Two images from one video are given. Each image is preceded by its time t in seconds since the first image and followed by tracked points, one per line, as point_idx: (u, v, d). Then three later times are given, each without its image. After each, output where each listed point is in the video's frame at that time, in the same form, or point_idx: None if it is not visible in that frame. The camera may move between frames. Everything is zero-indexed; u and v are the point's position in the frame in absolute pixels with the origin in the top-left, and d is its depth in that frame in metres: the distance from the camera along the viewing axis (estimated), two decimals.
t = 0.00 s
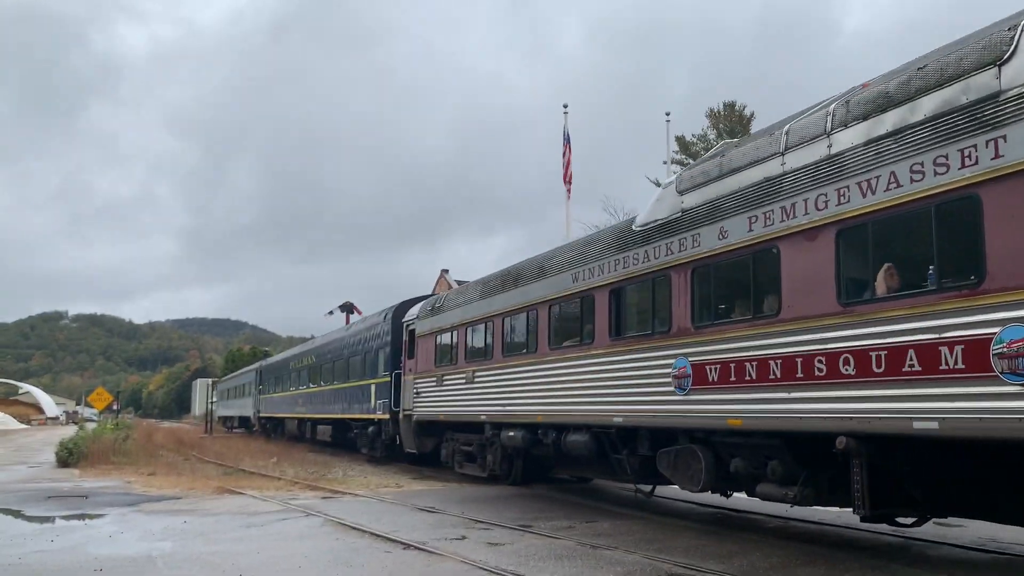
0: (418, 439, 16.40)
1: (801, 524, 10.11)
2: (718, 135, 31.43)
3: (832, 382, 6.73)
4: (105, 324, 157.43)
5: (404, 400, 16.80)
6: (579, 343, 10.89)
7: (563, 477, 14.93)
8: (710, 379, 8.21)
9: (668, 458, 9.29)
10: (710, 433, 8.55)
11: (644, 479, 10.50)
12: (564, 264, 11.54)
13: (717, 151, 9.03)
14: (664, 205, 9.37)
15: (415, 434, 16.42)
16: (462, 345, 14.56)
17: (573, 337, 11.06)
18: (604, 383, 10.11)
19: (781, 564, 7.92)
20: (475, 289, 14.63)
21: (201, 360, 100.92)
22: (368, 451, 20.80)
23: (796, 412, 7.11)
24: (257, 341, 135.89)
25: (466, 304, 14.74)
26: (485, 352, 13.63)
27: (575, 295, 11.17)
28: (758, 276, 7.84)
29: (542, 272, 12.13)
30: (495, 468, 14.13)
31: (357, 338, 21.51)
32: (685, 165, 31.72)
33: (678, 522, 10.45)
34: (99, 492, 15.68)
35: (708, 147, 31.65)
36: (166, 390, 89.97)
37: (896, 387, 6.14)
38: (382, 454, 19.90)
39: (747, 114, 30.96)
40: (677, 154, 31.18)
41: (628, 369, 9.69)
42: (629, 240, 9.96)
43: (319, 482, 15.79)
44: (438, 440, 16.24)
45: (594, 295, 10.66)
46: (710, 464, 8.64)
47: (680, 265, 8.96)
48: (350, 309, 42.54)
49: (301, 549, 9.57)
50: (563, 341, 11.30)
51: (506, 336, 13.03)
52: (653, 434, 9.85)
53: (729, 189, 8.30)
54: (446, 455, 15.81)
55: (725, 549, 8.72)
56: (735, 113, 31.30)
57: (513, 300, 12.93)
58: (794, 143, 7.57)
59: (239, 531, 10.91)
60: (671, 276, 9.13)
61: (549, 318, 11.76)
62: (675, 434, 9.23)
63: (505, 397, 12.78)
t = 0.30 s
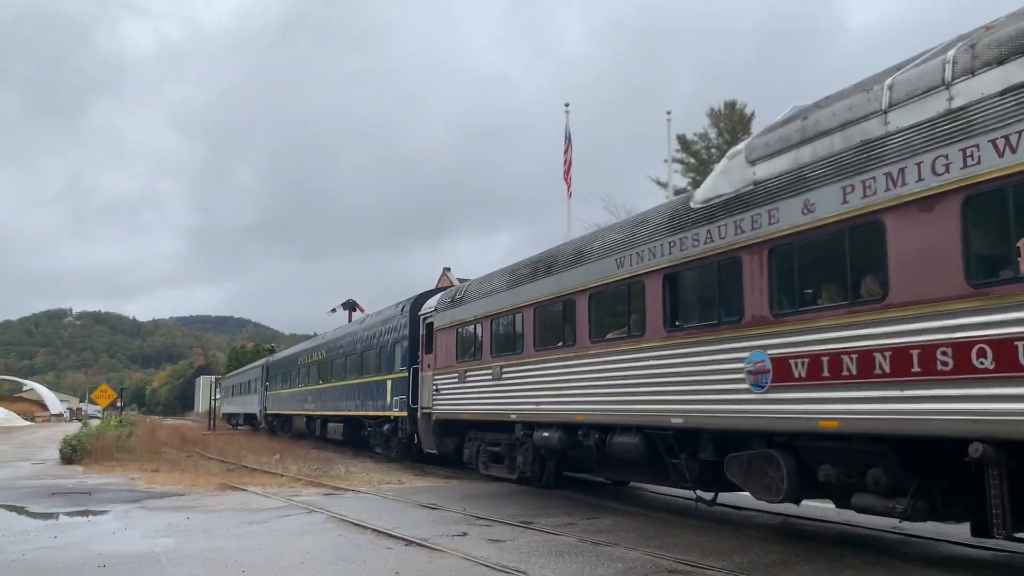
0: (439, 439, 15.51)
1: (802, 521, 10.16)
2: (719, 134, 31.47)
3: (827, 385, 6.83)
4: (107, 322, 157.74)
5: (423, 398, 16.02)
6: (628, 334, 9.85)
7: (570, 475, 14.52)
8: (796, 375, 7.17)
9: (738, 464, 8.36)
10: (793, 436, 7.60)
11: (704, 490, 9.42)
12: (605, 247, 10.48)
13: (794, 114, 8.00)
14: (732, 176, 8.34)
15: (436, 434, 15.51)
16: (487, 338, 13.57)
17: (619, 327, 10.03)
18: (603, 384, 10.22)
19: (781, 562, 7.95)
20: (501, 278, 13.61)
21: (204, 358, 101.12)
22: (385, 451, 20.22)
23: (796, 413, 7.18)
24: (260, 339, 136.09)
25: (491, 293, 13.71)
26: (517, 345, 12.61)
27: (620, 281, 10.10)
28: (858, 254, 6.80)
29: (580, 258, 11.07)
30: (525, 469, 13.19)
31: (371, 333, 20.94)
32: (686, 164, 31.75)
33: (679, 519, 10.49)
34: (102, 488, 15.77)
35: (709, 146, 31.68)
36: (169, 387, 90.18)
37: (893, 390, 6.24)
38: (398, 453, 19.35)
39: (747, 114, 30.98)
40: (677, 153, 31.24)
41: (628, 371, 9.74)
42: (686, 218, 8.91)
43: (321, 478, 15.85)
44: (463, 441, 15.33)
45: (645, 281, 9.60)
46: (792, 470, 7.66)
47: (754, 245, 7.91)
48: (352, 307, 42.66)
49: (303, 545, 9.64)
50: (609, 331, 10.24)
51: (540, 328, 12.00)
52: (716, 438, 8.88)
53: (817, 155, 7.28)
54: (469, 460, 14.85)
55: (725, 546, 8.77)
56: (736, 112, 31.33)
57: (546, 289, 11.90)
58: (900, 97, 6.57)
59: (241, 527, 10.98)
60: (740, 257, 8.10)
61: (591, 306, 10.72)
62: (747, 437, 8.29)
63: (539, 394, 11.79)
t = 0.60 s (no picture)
0: (460, 444, 14.67)
1: (805, 523, 10.10)
2: (720, 133, 31.41)
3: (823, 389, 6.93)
4: (106, 322, 157.64)
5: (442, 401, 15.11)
6: (687, 330, 8.88)
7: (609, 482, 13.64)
8: (910, 375, 6.14)
9: (831, 476, 7.42)
10: (904, 446, 6.62)
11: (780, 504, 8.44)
12: (654, 233, 9.52)
13: (888, 74, 7.15)
14: (819, 145, 7.42)
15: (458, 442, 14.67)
16: (512, 334, 12.74)
17: (674, 322, 9.05)
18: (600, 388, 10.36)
19: (783, 564, 7.92)
20: (523, 271, 12.79)
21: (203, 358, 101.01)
22: (395, 454, 18.98)
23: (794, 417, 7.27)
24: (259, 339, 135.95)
25: (517, 286, 12.76)
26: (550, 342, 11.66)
27: (674, 269, 9.14)
28: (897, 246, 6.54)
29: (622, 246, 10.13)
30: (559, 477, 12.30)
31: (380, 329, 19.72)
32: (686, 163, 31.68)
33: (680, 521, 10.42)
34: (101, 490, 15.69)
35: (710, 145, 31.61)
36: (168, 387, 90.08)
37: (888, 394, 6.35)
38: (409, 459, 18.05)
39: (748, 113, 30.91)
40: (678, 152, 31.17)
41: (634, 375, 9.70)
42: (756, 196, 8.00)
43: (320, 480, 15.76)
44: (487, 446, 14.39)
45: (706, 267, 8.65)
46: (901, 484, 6.74)
47: (852, 222, 6.92)
48: (350, 308, 42.59)
49: (303, 547, 9.56)
50: (664, 325, 9.26)
51: (574, 324, 11.08)
52: (803, 449, 7.83)
53: (934, 113, 6.39)
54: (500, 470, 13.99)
55: (727, 548, 8.69)
56: (737, 111, 31.25)
57: (581, 280, 10.98)
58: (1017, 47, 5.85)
59: (241, 529, 10.90)
60: (832, 235, 7.12)
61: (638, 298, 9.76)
62: (777, 444, 8.03)
63: (576, 395, 10.87)
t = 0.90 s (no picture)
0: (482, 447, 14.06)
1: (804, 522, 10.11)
2: (719, 133, 31.42)
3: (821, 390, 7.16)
4: (105, 323, 157.52)
5: (462, 402, 14.51)
6: (760, 320, 8.04)
7: (650, 487, 12.76)
8: None
9: (952, 489, 6.44)
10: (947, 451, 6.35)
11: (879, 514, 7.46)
12: (721, 211, 8.65)
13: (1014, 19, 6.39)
14: (933, 103, 6.60)
15: (481, 444, 13.98)
16: (545, 328, 11.96)
17: (743, 311, 8.26)
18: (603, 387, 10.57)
19: (782, 563, 7.93)
20: (559, 259, 11.95)
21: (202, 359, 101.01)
22: (408, 458, 18.27)
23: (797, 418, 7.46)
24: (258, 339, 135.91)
25: (551, 275, 11.96)
26: (589, 335, 10.91)
27: (742, 252, 8.31)
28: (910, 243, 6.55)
29: (679, 227, 9.28)
30: (600, 483, 11.44)
31: (394, 325, 19.14)
32: (686, 163, 31.72)
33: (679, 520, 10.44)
34: (101, 490, 15.71)
35: (709, 146, 31.62)
36: (167, 388, 90.06)
37: (891, 394, 6.44)
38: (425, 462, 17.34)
39: (747, 114, 30.93)
40: (677, 154, 31.20)
41: (639, 375, 9.79)
42: (851, 164, 7.11)
43: (320, 480, 15.78)
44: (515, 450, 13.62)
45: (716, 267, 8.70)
46: None
47: (898, 210, 6.64)
48: (349, 308, 42.61)
49: (303, 547, 9.57)
50: (712, 319, 8.70)
51: (620, 315, 10.26)
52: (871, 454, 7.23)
53: (1002, 88, 6.06)
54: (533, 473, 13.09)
55: (726, 548, 8.72)
56: (736, 112, 31.27)
57: (628, 267, 10.14)
58: None
59: (240, 529, 10.91)
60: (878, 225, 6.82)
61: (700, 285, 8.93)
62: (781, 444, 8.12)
63: (620, 392, 10.09)
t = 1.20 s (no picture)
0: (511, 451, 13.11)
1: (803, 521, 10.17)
2: (719, 134, 31.48)
3: (803, 391, 7.26)
4: (106, 323, 157.61)
5: (487, 402, 13.62)
6: (856, 307, 6.92)
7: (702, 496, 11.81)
8: None
9: None
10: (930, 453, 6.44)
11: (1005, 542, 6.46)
12: (812, 180, 7.48)
13: None
14: None
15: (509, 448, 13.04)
16: (584, 321, 10.96)
17: (834, 297, 7.14)
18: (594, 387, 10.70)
19: (780, 562, 7.97)
20: (600, 244, 10.89)
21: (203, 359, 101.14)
22: (427, 460, 17.78)
23: (781, 417, 7.52)
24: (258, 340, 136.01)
25: (594, 261, 10.83)
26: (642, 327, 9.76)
27: (829, 229, 7.24)
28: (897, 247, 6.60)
29: (758, 202, 8.13)
30: (650, 491, 10.41)
31: (408, 321, 18.67)
32: (686, 164, 31.77)
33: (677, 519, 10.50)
34: (102, 489, 15.77)
35: (709, 146, 31.67)
36: (167, 388, 90.16)
37: (877, 397, 6.51)
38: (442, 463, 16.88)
39: (746, 114, 30.99)
40: (677, 154, 31.27)
41: (632, 376, 9.86)
42: (853, 166, 7.08)
43: (320, 480, 15.84)
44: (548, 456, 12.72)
45: (707, 270, 8.76)
46: None
47: (887, 213, 6.68)
48: (350, 308, 42.68)
49: (303, 546, 9.62)
50: (703, 322, 8.76)
51: (680, 304, 9.14)
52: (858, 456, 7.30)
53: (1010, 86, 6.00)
54: (573, 482, 11.98)
55: (724, 547, 8.76)
56: (736, 113, 31.30)
57: (692, 248, 8.96)
58: None
59: (241, 529, 10.96)
60: (867, 229, 6.87)
61: (785, 269, 7.76)
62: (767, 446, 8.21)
63: (677, 391, 8.98)
